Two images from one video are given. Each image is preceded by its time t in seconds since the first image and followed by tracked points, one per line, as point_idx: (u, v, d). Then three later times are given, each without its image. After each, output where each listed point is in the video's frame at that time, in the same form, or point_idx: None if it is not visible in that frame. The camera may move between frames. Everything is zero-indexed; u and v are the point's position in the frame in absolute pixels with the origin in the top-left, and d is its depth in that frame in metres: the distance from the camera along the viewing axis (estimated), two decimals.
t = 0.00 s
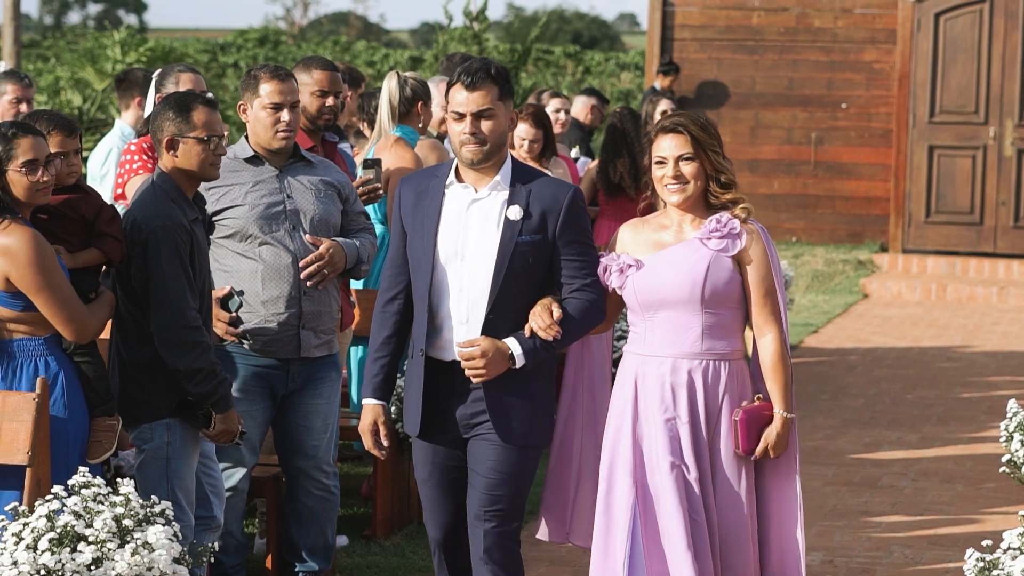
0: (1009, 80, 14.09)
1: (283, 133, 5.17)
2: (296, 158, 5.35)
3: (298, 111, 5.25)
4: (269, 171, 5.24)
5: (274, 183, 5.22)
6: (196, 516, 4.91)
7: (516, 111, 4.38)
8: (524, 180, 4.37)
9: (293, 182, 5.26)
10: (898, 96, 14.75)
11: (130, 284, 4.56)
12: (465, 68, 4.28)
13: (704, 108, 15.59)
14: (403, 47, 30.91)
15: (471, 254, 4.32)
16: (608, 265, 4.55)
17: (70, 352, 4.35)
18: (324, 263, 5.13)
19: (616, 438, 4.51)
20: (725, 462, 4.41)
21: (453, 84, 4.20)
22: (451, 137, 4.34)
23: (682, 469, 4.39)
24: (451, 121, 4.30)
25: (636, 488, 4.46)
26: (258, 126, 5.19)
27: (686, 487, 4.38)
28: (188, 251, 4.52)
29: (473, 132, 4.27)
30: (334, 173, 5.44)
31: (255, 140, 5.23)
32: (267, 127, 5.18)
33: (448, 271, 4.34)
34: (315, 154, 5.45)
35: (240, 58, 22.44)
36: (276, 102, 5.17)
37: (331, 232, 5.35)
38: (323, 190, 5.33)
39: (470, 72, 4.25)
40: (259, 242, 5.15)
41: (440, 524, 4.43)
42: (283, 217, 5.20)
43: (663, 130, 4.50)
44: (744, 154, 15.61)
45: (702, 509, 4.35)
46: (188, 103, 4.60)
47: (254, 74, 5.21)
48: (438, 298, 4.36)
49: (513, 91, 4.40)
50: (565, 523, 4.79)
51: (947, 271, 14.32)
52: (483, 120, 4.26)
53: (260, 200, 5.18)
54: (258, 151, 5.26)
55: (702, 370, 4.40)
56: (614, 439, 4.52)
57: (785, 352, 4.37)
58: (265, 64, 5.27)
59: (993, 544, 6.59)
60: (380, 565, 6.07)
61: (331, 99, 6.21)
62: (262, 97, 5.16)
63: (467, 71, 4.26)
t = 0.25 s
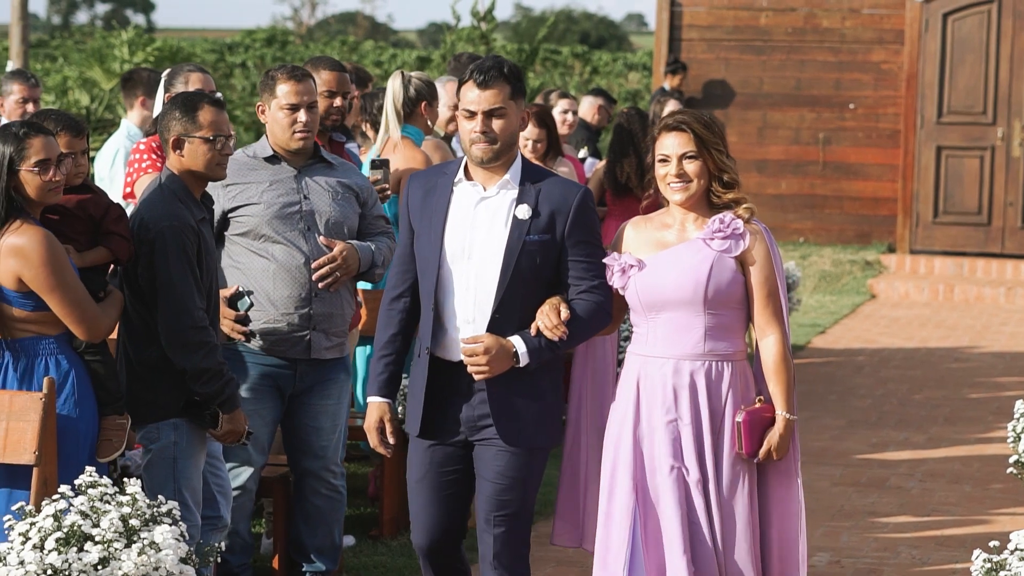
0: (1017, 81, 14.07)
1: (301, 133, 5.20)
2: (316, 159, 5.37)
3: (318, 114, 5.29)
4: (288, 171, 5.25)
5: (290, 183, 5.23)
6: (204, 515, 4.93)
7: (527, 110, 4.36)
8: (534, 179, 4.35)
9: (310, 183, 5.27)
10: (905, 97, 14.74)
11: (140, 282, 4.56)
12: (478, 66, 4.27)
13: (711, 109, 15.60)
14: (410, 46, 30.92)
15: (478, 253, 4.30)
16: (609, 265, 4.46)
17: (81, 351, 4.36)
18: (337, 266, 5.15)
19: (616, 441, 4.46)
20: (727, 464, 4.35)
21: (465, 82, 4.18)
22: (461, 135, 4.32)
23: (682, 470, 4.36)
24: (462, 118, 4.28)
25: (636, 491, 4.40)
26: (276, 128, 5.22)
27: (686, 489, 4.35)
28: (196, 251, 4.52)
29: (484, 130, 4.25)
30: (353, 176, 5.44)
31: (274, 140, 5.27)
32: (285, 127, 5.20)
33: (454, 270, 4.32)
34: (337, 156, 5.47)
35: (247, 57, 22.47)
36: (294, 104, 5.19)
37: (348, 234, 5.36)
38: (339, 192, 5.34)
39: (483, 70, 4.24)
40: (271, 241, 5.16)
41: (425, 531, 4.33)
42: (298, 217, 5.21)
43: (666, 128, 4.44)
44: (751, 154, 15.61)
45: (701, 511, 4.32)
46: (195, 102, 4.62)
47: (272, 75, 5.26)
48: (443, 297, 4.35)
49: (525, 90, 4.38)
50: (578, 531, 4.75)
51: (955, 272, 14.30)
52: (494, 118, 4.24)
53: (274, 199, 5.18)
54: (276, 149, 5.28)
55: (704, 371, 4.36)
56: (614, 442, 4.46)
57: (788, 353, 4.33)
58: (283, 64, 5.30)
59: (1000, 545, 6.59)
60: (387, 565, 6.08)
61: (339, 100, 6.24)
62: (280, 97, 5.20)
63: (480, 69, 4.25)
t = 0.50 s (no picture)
0: None
1: (318, 134, 5.21)
2: (336, 161, 5.37)
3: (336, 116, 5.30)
4: (306, 171, 5.27)
5: (304, 183, 5.25)
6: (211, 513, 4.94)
7: (536, 109, 4.36)
8: (540, 178, 4.36)
9: (325, 185, 5.28)
10: (913, 96, 14.73)
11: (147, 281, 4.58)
12: (488, 64, 4.27)
13: (719, 108, 15.60)
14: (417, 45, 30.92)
15: (483, 252, 4.30)
16: (613, 264, 4.43)
17: (90, 350, 4.37)
18: (348, 271, 5.14)
19: (618, 441, 4.45)
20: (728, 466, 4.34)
21: (475, 80, 4.18)
22: (468, 133, 4.32)
23: (682, 472, 4.36)
24: (470, 116, 4.28)
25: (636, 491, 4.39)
26: (294, 130, 5.24)
27: (686, 491, 4.35)
28: (202, 250, 4.54)
29: (491, 129, 4.25)
30: (372, 181, 5.44)
31: (291, 140, 5.28)
32: (302, 129, 5.22)
33: (460, 269, 4.32)
34: (356, 158, 5.47)
35: (255, 57, 22.48)
36: (310, 105, 5.20)
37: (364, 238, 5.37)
38: (355, 196, 5.33)
39: (493, 69, 4.24)
40: (283, 240, 5.18)
41: (419, 528, 4.29)
42: (311, 218, 5.21)
43: (671, 125, 4.44)
44: (759, 153, 15.60)
45: (704, 512, 4.31)
46: (201, 101, 4.64)
47: (290, 75, 5.27)
48: (448, 296, 4.35)
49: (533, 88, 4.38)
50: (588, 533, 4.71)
51: (962, 271, 14.28)
52: (502, 117, 4.24)
53: (287, 199, 5.20)
54: (294, 149, 5.30)
55: (707, 371, 4.36)
56: (617, 442, 4.46)
57: (790, 353, 4.35)
58: (301, 65, 5.31)
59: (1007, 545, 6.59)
60: (393, 564, 6.09)
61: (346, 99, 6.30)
62: (296, 98, 5.21)
63: (490, 67, 4.25)
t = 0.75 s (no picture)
0: None
1: (330, 133, 5.22)
2: (349, 162, 5.38)
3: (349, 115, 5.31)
4: (318, 170, 5.28)
5: (314, 182, 5.25)
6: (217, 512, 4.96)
7: (539, 107, 4.36)
8: (543, 176, 4.36)
9: (335, 185, 5.28)
10: (920, 95, 14.72)
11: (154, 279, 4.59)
12: (492, 61, 4.27)
13: (725, 107, 15.59)
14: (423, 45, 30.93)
15: (486, 251, 4.30)
16: (615, 264, 4.42)
17: (95, 348, 4.39)
18: (354, 275, 5.16)
19: (620, 441, 4.46)
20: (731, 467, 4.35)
21: (478, 77, 4.18)
22: (472, 131, 4.32)
23: (681, 474, 4.36)
24: (472, 114, 4.28)
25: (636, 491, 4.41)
26: (306, 129, 5.26)
27: (684, 494, 4.34)
28: (209, 248, 4.55)
29: (495, 126, 4.25)
30: (385, 184, 5.44)
31: (304, 139, 5.30)
32: (314, 128, 5.24)
33: (463, 268, 4.32)
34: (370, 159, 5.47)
35: (261, 56, 22.48)
36: (322, 104, 5.21)
37: (373, 240, 5.37)
38: (365, 198, 5.33)
39: (496, 66, 4.23)
40: (288, 239, 5.19)
41: (417, 526, 4.25)
42: (318, 218, 5.23)
43: (674, 123, 4.44)
44: (765, 152, 15.59)
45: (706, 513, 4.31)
46: (206, 100, 4.65)
47: (302, 75, 5.29)
48: (451, 294, 4.35)
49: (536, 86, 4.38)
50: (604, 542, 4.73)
51: (969, 270, 14.26)
52: (506, 114, 4.24)
53: (295, 198, 5.21)
54: (306, 148, 5.31)
55: (710, 372, 4.36)
56: (618, 443, 4.47)
57: (793, 354, 4.34)
58: (314, 65, 5.32)
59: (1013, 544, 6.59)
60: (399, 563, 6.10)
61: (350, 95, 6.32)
62: (309, 98, 5.21)
63: (493, 64, 4.24)
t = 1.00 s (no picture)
0: None
1: (335, 130, 5.24)
2: (357, 159, 5.39)
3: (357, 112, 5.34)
4: (324, 167, 5.30)
5: (319, 177, 5.27)
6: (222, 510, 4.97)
7: (538, 105, 4.36)
8: (544, 175, 4.36)
9: (340, 181, 5.29)
10: (926, 93, 14.71)
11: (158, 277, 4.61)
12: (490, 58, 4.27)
13: (731, 105, 15.58)
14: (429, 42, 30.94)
15: (487, 250, 4.30)
16: (617, 264, 4.43)
17: (100, 347, 4.40)
18: (355, 268, 5.16)
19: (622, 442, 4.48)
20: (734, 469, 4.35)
21: (476, 74, 4.18)
22: (471, 129, 4.32)
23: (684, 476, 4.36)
24: (471, 111, 4.28)
25: (638, 491, 4.43)
26: (313, 125, 5.28)
27: (683, 498, 4.35)
28: (214, 246, 4.56)
29: (494, 124, 4.25)
30: (393, 183, 5.45)
31: (311, 136, 5.33)
32: (320, 125, 5.26)
33: (463, 267, 4.32)
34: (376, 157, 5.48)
35: (267, 54, 22.51)
36: (330, 99, 5.24)
37: (379, 237, 5.38)
38: (370, 195, 5.35)
39: (495, 63, 4.24)
40: (291, 234, 5.20)
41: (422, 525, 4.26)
42: (322, 213, 5.23)
43: (678, 123, 4.44)
44: (771, 150, 15.59)
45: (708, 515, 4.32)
46: (212, 98, 4.66)
47: (309, 72, 5.32)
48: (452, 294, 4.34)
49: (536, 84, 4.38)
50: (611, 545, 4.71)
51: (975, 268, 14.24)
52: (505, 111, 4.24)
53: (299, 194, 5.22)
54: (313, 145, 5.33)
55: (712, 374, 4.36)
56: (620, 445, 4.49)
57: (797, 356, 4.33)
58: (322, 63, 5.36)
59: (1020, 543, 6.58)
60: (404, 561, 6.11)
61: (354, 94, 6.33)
62: (315, 94, 5.26)
63: (492, 61, 4.25)
